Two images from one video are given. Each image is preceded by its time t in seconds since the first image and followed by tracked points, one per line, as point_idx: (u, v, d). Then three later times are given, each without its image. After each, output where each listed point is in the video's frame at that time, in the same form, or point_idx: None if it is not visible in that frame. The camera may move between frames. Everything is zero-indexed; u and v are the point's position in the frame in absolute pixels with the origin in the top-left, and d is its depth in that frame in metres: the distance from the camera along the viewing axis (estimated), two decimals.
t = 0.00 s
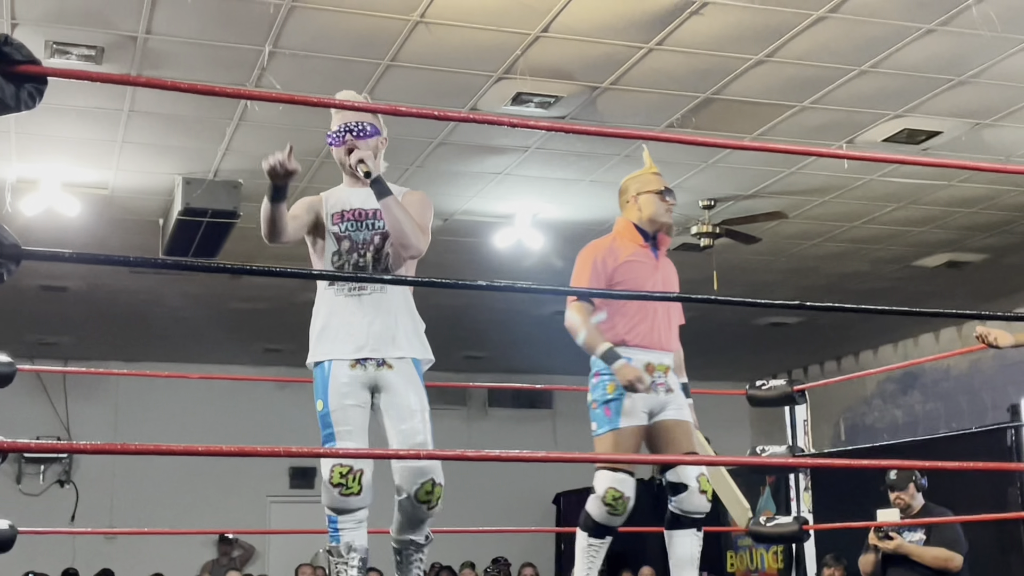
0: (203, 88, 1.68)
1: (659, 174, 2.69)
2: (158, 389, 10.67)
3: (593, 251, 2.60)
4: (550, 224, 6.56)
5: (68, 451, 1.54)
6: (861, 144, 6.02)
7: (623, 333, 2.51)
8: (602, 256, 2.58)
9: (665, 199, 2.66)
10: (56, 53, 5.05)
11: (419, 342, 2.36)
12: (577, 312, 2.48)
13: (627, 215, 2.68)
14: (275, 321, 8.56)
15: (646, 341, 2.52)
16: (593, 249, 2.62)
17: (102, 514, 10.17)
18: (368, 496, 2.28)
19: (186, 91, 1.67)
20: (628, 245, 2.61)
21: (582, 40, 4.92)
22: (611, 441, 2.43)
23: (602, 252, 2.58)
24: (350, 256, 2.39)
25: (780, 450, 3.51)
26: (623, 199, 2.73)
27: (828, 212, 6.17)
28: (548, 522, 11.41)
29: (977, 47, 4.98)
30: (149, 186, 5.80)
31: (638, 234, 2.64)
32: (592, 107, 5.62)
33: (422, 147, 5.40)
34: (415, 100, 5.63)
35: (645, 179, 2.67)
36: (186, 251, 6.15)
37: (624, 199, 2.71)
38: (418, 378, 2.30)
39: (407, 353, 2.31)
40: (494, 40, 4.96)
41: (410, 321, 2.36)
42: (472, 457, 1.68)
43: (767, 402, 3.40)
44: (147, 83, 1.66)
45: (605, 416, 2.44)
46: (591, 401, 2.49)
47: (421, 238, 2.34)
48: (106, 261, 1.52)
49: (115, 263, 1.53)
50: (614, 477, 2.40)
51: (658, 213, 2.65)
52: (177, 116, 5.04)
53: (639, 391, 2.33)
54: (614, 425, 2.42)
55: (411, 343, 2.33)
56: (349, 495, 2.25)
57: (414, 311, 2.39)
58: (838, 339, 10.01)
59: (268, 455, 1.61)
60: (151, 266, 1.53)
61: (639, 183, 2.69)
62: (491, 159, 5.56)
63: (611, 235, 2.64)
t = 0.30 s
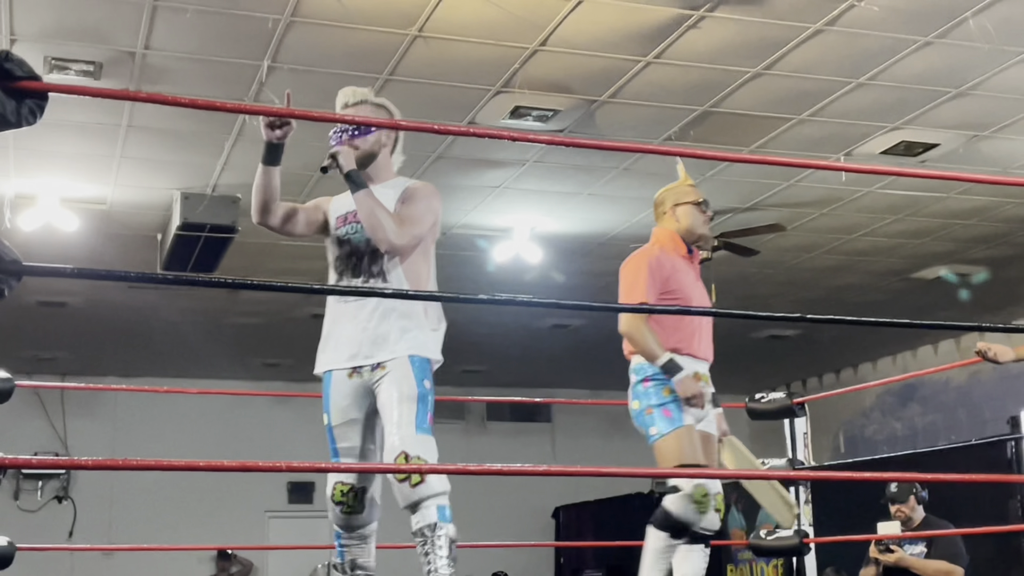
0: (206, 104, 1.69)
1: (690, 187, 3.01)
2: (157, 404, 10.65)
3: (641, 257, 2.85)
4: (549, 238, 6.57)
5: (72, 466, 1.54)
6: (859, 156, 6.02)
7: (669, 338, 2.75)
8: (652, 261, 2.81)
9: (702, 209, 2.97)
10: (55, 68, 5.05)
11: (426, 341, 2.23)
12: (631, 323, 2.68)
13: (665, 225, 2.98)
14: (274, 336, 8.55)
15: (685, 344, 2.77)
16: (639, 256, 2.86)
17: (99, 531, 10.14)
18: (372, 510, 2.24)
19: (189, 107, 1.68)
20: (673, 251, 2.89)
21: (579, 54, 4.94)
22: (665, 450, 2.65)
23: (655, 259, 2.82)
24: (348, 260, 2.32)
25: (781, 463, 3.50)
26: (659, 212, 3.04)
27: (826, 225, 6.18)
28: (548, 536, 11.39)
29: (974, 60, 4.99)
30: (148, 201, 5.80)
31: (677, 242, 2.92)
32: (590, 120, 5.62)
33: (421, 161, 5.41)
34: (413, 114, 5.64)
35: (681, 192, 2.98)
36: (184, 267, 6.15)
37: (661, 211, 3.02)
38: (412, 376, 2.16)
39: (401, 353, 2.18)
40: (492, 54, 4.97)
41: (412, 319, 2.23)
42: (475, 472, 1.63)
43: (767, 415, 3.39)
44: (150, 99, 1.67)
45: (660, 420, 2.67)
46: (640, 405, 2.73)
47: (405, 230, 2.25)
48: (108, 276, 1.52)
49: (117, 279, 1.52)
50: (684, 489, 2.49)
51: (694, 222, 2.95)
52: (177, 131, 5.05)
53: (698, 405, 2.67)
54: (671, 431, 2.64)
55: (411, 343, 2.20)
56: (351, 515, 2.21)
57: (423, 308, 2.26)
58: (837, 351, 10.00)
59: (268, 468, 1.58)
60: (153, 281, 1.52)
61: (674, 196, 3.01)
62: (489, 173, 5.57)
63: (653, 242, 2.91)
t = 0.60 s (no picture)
0: (203, 106, 1.66)
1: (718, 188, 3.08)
2: (155, 406, 10.64)
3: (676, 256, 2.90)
4: (548, 239, 6.55)
5: (71, 471, 1.50)
6: (860, 157, 6.01)
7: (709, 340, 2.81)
8: (688, 260, 2.86)
9: (731, 210, 3.04)
10: (52, 71, 5.04)
11: (451, 335, 2.20)
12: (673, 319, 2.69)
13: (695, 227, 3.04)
14: (273, 339, 8.54)
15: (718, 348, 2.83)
16: (673, 256, 2.91)
17: (98, 534, 10.12)
18: (385, 517, 2.21)
19: (186, 109, 1.66)
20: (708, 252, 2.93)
21: (578, 55, 4.92)
22: (717, 451, 2.70)
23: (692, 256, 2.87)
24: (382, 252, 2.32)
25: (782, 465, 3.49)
26: (689, 212, 3.09)
27: (827, 226, 6.17)
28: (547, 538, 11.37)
29: (974, 60, 4.98)
30: (148, 203, 5.78)
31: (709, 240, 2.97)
32: (590, 121, 5.61)
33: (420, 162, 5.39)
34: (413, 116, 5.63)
35: (711, 194, 3.05)
36: (183, 269, 6.13)
37: (690, 213, 3.09)
38: (423, 378, 2.14)
39: (415, 354, 2.17)
40: (491, 56, 4.96)
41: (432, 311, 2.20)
42: (477, 475, 1.58)
43: (769, 417, 3.36)
44: (147, 101, 1.64)
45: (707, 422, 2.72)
46: (680, 408, 2.77)
47: (387, 225, 2.16)
48: (106, 280, 1.48)
49: (114, 282, 1.50)
50: (761, 485, 2.67)
51: (724, 223, 3.03)
52: (175, 133, 5.03)
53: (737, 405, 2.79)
54: (725, 431, 2.70)
55: (430, 339, 2.18)
56: (359, 520, 2.19)
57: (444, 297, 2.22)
58: (837, 352, 9.99)
59: (267, 473, 1.54)
60: (148, 284, 1.49)
61: (701, 198, 3.08)
62: (489, 175, 5.55)
63: (685, 241, 2.96)
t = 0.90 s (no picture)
0: (200, 104, 1.64)
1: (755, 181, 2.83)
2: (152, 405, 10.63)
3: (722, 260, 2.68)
4: (545, 238, 6.55)
5: (67, 467, 1.50)
6: (856, 155, 6.01)
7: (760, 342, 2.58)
8: (737, 266, 2.64)
9: (768, 208, 2.79)
10: (49, 69, 5.05)
11: (482, 319, 2.04)
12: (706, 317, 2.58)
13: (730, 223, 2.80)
14: (270, 338, 8.54)
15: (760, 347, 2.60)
16: (718, 260, 2.69)
17: (95, 533, 10.11)
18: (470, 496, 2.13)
19: (183, 107, 1.64)
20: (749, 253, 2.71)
21: (575, 54, 4.92)
22: (773, 450, 2.43)
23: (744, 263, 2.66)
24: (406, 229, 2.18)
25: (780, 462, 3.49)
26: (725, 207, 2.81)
27: (823, 225, 6.17)
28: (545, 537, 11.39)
29: (971, 58, 4.98)
30: (144, 202, 5.78)
31: (750, 238, 2.76)
32: (587, 120, 5.60)
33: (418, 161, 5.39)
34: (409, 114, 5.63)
35: (751, 190, 2.78)
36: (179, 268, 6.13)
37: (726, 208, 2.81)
38: (435, 367, 2.00)
39: (429, 340, 2.03)
40: (488, 55, 4.96)
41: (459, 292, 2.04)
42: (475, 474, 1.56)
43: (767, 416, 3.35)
44: (143, 99, 1.62)
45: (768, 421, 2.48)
46: (736, 406, 2.48)
47: (393, 207, 2.01)
48: (102, 277, 1.47)
49: (110, 279, 1.48)
50: (811, 489, 2.43)
51: (763, 220, 2.78)
52: (172, 132, 5.03)
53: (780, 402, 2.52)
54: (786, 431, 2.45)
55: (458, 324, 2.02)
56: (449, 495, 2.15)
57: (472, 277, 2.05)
58: (834, 351, 9.99)
59: (264, 471, 1.52)
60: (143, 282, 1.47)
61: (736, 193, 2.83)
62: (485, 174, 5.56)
63: (727, 241, 2.73)
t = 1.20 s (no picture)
0: (192, 101, 1.62)
1: (789, 176, 2.67)
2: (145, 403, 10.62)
3: (762, 258, 2.49)
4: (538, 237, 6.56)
5: (59, 465, 1.49)
6: (849, 154, 6.02)
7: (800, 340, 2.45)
8: (781, 265, 2.46)
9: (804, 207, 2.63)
10: (42, 67, 5.04)
11: (519, 316, 1.94)
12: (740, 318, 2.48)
13: (763, 220, 2.62)
14: (264, 336, 8.53)
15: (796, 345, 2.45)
16: (758, 257, 2.50)
17: (87, 531, 10.10)
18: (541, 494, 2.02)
19: (174, 103, 1.61)
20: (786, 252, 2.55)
21: (568, 52, 4.92)
22: (817, 450, 2.32)
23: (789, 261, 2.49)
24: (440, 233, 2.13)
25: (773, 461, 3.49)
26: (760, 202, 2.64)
27: (817, 224, 6.18)
28: (538, 535, 11.40)
29: (965, 58, 4.99)
30: (137, 200, 5.77)
31: (783, 236, 2.59)
32: (580, 118, 5.61)
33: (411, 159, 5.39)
34: (403, 113, 5.63)
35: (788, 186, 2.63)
36: (172, 266, 6.12)
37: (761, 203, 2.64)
38: (452, 366, 1.93)
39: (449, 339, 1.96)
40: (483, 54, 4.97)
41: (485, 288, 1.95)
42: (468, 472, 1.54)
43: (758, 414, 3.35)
44: (134, 96, 1.60)
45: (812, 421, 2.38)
46: (783, 403, 2.35)
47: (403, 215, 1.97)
48: (95, 274, 1.44)
49: (100, 277, 1.46)
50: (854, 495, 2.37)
51: (798, 217, 2.61)
52: (165, 130, 5.03)
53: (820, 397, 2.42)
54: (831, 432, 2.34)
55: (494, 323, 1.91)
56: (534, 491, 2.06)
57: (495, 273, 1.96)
58: (827, 350, 10.01)
59: (255, 469, 1.50)
60: (133, 280, 1.45)
61: (765, 190, 2.66)
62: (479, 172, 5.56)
63: (763, 240, 2.55)
